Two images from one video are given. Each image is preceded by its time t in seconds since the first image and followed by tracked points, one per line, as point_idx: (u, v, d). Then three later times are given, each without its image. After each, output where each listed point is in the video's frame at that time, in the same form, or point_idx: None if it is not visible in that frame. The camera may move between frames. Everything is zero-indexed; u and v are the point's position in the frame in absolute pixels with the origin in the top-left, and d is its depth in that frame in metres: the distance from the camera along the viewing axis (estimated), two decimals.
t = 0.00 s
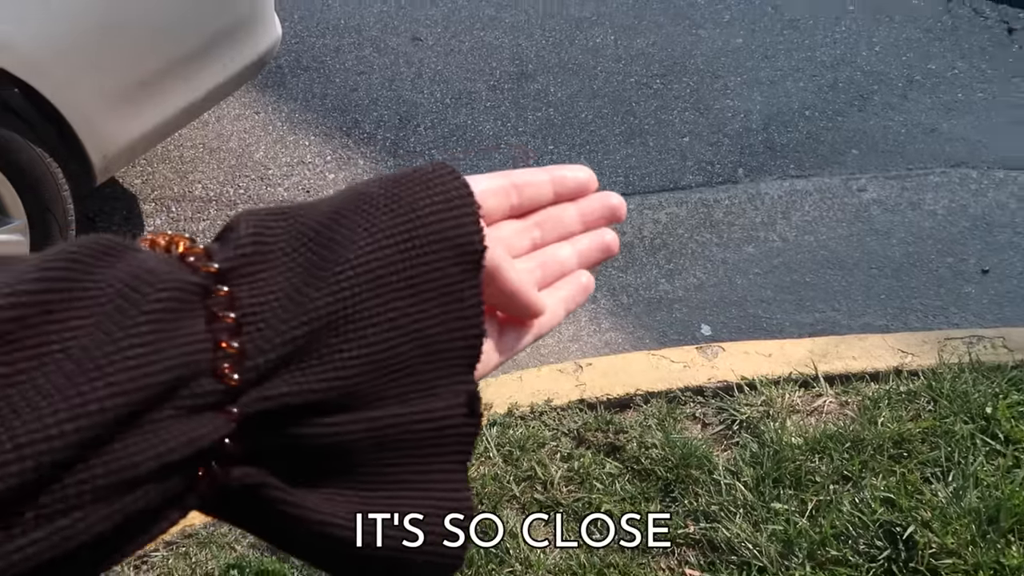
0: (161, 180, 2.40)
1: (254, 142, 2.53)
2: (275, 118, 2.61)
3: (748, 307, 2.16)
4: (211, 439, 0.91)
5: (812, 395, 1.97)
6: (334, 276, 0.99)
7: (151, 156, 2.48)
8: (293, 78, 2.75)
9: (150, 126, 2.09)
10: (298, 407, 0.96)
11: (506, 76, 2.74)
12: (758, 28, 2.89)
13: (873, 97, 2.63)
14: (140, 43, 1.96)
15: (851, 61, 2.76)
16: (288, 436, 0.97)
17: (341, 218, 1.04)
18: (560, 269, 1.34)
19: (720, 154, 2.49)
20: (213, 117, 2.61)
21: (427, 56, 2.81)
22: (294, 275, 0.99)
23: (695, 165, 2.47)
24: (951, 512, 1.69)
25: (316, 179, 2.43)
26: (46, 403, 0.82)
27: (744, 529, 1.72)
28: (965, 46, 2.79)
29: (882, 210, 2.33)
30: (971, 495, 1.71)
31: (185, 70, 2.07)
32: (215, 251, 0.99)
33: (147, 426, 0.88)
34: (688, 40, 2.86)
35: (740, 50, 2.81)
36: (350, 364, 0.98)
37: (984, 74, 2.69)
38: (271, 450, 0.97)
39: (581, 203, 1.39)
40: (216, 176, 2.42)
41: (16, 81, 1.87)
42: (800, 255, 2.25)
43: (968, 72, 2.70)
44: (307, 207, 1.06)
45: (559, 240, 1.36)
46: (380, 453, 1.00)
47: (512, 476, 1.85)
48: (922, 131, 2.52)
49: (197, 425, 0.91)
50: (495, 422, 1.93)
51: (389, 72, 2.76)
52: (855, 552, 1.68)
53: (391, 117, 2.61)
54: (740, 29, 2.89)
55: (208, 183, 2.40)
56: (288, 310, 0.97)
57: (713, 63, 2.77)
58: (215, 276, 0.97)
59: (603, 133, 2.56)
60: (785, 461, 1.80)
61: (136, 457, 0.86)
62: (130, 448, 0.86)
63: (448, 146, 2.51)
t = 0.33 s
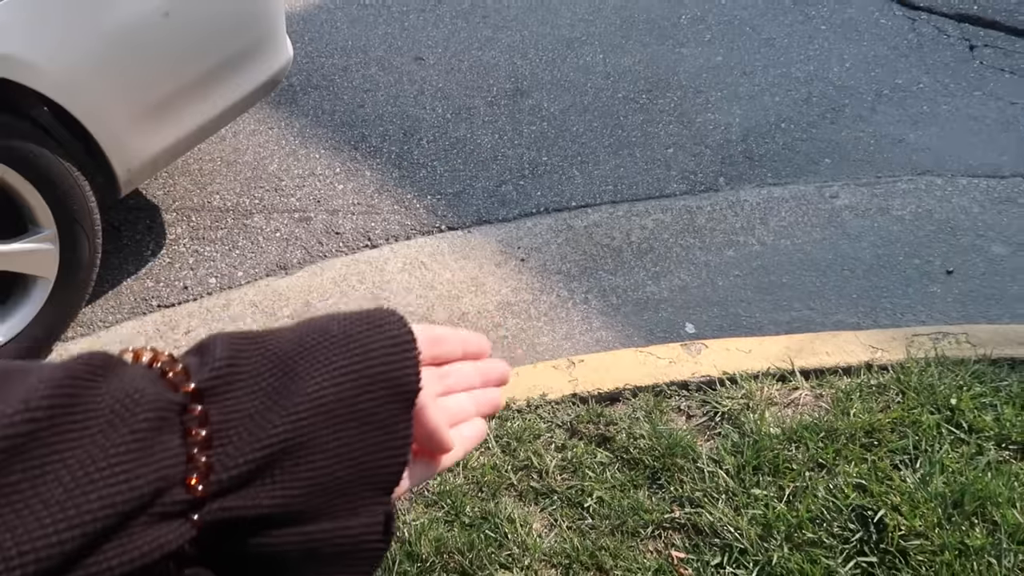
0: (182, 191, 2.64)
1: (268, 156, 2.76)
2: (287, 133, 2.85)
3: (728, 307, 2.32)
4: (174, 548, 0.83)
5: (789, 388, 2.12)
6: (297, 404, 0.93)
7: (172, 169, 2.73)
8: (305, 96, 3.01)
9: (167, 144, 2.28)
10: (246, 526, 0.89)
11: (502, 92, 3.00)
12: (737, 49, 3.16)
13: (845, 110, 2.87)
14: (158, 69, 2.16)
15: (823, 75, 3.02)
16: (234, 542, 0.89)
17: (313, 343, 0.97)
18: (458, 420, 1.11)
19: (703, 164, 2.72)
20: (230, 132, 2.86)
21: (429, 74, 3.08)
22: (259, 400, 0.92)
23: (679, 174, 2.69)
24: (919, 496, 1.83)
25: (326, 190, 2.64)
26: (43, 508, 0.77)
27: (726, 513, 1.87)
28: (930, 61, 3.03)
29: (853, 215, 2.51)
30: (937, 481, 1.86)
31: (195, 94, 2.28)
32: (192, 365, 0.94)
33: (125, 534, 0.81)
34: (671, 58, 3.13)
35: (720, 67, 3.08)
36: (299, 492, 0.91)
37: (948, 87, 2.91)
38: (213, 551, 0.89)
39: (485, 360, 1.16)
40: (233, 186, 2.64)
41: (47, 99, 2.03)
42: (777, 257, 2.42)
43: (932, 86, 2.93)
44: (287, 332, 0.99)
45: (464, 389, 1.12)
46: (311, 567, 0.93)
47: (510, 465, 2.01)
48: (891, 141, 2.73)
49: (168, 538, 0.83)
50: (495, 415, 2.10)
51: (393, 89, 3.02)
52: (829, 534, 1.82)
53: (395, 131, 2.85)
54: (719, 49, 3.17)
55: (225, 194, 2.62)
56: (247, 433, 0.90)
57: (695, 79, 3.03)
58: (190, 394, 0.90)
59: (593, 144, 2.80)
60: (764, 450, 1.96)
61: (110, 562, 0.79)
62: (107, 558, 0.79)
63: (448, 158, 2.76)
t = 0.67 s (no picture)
0: (202, 200, 2.79)
1: (283, 167, 2.91)
2: (300, 146, 3.00)
3: (713, 305, 2.49)
4: (167, 537, 0.85)
5: (770, 381, 2.28)
6: (290, 403, 0.94)
7: (195, 179, 2.88)
8: (316, 110, 3.18)
9: (188, 157, 2.44)
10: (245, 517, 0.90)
11: (501, 106, 3.16)
12: (721, 64, 3.34)
13: (821, 121, 3.05)
14: (180, 86, 2.31)
15: (801, 89, 3.20)
16: (231, 533, 0.90)
17: (309, 346, 0.99)
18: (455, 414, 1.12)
19: (689, 173, 2.89)
20: (247, 145, 3.02)
21: (433, 90, 3.25)
22: (254, 400, 0.94)
23: (667, 182, 2.86)
24: (892, 482, 1.98)
25: (337, 198, 2.80)
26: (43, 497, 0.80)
27: (712, 499, 2.02)
28: (899, 75, 3.21)
29: (830, 220, 2.68)
30: (908, 467, 2.01)
31: (214, 109, 2.43)
32: (187, 368, 0.96)
33: (120, 522, 0.83)
34: (659, 73, 3.31)
35: (705, 82, 3.25)
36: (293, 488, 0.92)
37: (917, 100, 3.09)
38: (207, 539, 0.89)
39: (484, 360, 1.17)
40: (250, 196, 2.80)
41: (76, 115, 2.18)
42: (759, 260, 2.59)
43: (902, 98, 3.10)
44: (286, 334, 1.02)
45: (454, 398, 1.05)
46: (314, 555, 0.93)
47: (509, 455, 2.16)
48: (863, 151, 2.91)
49: (158, 526, 0.84)
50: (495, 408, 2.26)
51: (399, 103, 3.19)
52: (808, 517, 1.96)
53: (401, 143, 3.01)
54: (703, 65, 3.34)
55: (242, 203, 2.77)
56: (241, 429, 0.92)
57: (681, 93, 3.21)
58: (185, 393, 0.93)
59: (586, 155, 2.96)
60: (747, 440, 2.12)
61: (105, 550, 0.82)
62: (103, 542, 0.82)
63: (451, 168, 2.91)
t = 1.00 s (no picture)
0: (224, 208, 2.92)
1: (299, 176, 3.08)
2: (314, 157, 3.18)
3: (701, 305, 2.67)
4: (245, 399, 1.11)
5: (754, 374, 2.45)
6: (368, 261, 1.23)
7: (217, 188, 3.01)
8: (329, 123, 3.36)
9: (211, 166, 2.61)
10: (336, 372, 1.18)
11: (502, 120, 3.35)
12: (708, 80, 3.56)
13: (801, 133, 3.25)
14: (206, 101, 2.49)
15: (783, 103, 3.41)
16: (328, 391, 1.19)
17: (382, 209, 1.27)
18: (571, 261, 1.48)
19: (678, 181, 3.08)
20: (265, 155, 3.19)
21: (439, 104, 3.45)
22: (335, 258, 1.23)
23: (657, 189, 3.06)
24: (869, 469, 2.13)
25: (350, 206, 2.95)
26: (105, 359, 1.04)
27: (700, 485, 2.17)
28: (875, 90, 3.43)
29: (810, 225, 2.87)
30: (884, 456, 2.16)
31: (233, 122, 2.60)
32: (273, 233, 1.25)
33: (193, 383, 1.09)
34: (650, 88, 3.53)
35: (693, 96, 3.47)
36: (374, 335, 1.21)
37: (891, 113, 3.31)
38: (301, 396, 1.19)
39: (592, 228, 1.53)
40: (269, 204, 2.95)
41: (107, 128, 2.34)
42: (743, 262, 2.78)
43: (877, 111, 3.32)
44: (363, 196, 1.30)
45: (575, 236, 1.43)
46: (396, 411, 1.23)
47: (511, 444, 2.32)
48: (841, 161, 3.11)
49: (232, 384, 1.11)
50: (498, 401, 2.43)
51: (407, 116, 3.39)
52: (790, 502, 2.13)
53: (410, 153, 3.18)
54: (691, 81, 3.56)
55: (262, 211, 2.92)
56: (326, 285, 1.21)
57: (671, 106, 3.41)
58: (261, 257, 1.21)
59: (583, 165, 3.14)
60: (733, 430, 2.28)
61: (181, 414, 1.07)
62: (179, 404, 1.07)
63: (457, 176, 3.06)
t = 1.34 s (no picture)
0: (246, 209, 3.33)
1: (316, 181, 3.47)
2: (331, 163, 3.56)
3: (690, 303, 2.85)
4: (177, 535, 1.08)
5: (740, 367, 2.62)
6: (288, 418, 1.19)
7: (239, 193, 3.41)
8: (345, 132, 3.75)
9: (233, 172, 2.79)
10: (243, 513, 1.14)
11: (507, 128, 3.70)
12: (696, 92, 3.86)
13: (784, 143, 3.52)
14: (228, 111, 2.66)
15: (766, 115, 3.69)
16: (234, 532, 1.15)
17: (303, 372, 1.24)
18: (435, 425, 1.42)
19: (669, 186, 3.36)
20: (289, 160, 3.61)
21: (447, 114, 3.81)
22: (261, 412, 1.19)
23: (650, 195, 3.32)
24: (848, 456, 2.29)
25: (364, 209, 3.31)
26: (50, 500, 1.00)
27: (690, 471, 2.33)
28: (853, 102, 3.71)
29: (792, 228, 3.08)
30: (862, 444, 2.32)
31: (254, 131, 2.78)
32: (207, 382, 1.20)
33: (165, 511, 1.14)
34: (643, 101, 3.83)
35: (682, 108, 3.77)
36: (289, 488, 1.17)
37: (868, 124, 3.58)
38: (213, 535, 1.14)
39: (465, 378, 1.50)
40: (288, 207, 3.34)
41: (137, 136, 2.52)
42: (729, 263, 2.97)
43: (855, 122, 3.60)
44: (287, 356, 1.27)
45: (443, 399, 1.45)
46: (301, 547, 1.18)
47: (513, 431, 2.50)
48: (820, 168, 3.37)
49: (170, 523, 1.07)
50: (500, 391, 2.60)
51: (417, 126, 3.75)
52: (774, 487, 2.27)
53: (419, 160, 3.55)
54: (682, 93, 3.85)
55: (281, 213, 3.31)
56: (246, 438, 1.16)
57: (663, 117, 3.72)
58: (202, 408, 1.16)
59: (580, 171, 3.45)
60: (721, 419, 2.44)
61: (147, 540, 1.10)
62: (121, 542, 1.04)
63: (463, 183, 3.43)
